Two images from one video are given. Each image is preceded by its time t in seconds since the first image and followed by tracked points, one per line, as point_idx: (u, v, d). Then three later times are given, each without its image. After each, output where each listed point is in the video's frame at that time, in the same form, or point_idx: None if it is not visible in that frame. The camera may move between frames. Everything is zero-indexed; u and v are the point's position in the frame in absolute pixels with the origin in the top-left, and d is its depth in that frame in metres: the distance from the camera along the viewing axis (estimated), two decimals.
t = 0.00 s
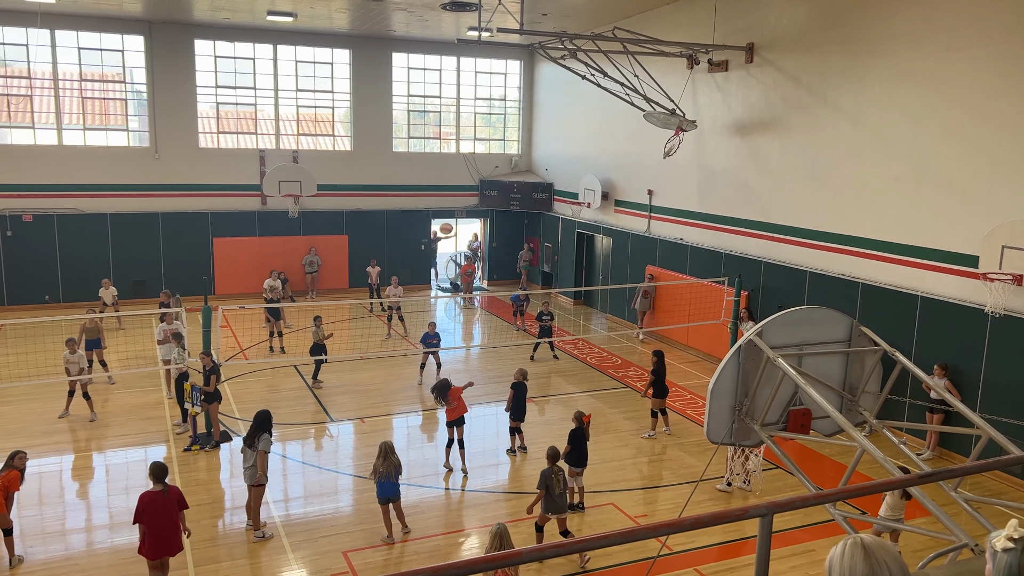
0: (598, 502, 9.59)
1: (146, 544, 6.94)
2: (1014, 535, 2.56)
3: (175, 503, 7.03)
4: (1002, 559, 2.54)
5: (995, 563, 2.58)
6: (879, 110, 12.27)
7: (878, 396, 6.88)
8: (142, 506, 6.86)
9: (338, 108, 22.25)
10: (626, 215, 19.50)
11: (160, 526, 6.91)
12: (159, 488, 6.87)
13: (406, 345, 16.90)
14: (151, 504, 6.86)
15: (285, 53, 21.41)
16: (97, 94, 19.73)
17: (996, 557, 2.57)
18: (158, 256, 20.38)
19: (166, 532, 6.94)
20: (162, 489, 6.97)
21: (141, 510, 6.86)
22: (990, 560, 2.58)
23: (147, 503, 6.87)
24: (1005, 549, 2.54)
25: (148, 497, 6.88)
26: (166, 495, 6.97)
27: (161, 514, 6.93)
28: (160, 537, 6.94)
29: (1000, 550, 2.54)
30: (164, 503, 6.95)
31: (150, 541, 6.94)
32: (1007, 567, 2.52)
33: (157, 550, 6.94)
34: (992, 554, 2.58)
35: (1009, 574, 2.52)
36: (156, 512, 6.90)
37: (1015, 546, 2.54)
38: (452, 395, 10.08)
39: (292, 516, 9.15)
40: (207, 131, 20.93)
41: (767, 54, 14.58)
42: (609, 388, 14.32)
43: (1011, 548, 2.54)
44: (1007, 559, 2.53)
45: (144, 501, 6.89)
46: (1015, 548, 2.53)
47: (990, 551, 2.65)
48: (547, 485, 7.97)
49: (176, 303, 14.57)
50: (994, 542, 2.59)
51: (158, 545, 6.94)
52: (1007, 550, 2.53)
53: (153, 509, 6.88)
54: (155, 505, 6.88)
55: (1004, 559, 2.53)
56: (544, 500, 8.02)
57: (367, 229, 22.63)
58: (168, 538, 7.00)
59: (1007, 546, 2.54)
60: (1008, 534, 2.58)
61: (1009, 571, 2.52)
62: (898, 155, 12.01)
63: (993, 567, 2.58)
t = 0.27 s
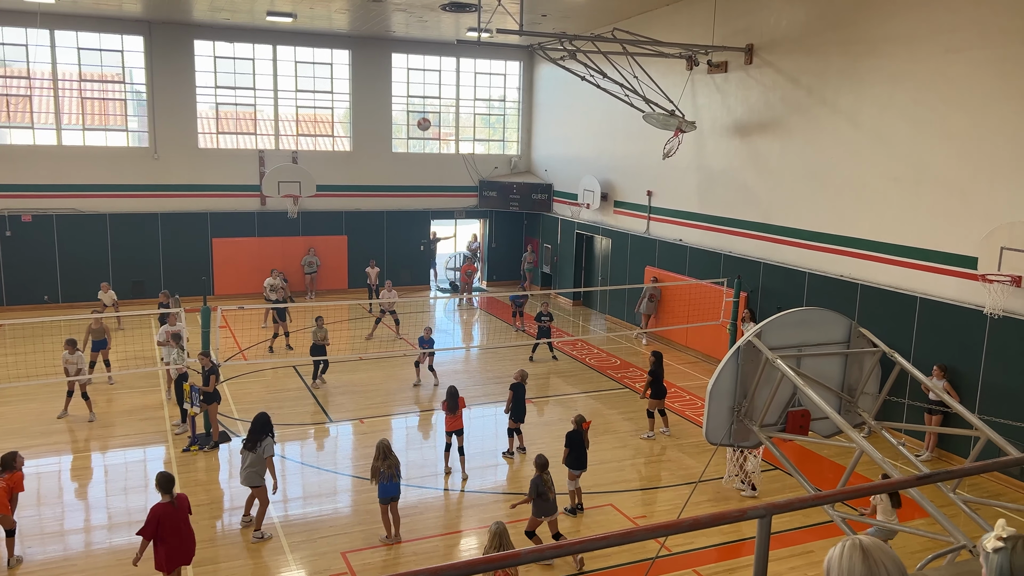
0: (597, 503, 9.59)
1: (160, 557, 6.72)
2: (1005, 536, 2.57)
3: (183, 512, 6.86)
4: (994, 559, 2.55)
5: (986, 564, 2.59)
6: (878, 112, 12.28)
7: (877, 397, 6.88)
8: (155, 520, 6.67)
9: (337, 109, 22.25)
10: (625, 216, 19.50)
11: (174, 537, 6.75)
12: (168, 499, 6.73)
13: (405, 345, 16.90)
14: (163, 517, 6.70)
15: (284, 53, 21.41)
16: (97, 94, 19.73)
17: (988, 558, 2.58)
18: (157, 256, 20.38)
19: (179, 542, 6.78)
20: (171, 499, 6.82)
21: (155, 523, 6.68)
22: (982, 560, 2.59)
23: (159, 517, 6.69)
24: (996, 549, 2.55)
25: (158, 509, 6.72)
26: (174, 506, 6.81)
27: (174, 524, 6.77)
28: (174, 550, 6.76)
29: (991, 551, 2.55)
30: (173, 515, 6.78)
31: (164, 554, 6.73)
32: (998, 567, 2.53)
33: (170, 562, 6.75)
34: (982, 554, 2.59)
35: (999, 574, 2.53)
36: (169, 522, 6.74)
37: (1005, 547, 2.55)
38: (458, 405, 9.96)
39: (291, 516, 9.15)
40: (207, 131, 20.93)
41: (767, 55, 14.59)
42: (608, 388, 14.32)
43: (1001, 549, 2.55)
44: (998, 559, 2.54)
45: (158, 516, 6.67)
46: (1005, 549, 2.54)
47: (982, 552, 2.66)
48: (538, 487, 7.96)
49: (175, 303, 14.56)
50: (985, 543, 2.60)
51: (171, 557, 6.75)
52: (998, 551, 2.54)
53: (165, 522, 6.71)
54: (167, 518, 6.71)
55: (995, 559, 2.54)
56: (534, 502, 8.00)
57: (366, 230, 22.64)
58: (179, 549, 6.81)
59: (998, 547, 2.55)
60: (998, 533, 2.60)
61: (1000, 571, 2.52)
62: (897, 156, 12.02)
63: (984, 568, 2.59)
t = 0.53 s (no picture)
0: (596, 504, 9.59)
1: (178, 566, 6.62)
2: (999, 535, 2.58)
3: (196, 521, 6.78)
4: (988, 560, 2.56)
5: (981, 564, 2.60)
6: (878, 113, 12.29)
7: (876, 398, 6.89)
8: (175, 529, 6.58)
9: (337, 109, 22.24)
10: (625, 217, 19.51)
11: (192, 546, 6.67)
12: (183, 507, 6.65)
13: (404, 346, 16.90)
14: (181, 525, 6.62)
15: (284, 53, 21.41)
16: (96, 95, 19.72)
17: (982, 558, 2.59)
18: (156, 256, 20.37)
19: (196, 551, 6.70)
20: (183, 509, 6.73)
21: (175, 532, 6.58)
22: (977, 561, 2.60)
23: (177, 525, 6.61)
24: (990, 549, 2.56)
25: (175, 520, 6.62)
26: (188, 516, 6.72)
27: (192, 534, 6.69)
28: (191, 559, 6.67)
29: (985, 551, 2.56)
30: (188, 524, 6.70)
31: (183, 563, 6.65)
32: (993, 567, 2.54)
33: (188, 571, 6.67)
34: (978, 555, 2.60)
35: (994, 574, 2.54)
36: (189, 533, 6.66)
37: (1001, 547, 2.56)
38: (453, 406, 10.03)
39: (290, 517, 9.14)
40: (206, 131, 20.92)
41: (766, 56, 14.60)
42: (608, 389, 14.33)
43: (996, 549, 2.56)
44: (992, 559, 2.55)
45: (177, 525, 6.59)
46: (1000, 548, 2.55)
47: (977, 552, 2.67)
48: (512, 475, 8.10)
49: (173, 303, 14.55)
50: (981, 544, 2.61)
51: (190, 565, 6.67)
52: (993, 552, 2.56)
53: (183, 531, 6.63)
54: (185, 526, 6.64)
55: (989, 559, 2.55)
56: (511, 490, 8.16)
57: (365, 230, 22.63)
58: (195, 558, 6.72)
59: (993, 547, 2.57)
60: (993, 534, 2.61)
61: (995, 571, 2.54)
62: (896, 157, 12.03)
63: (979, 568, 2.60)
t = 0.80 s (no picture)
0: (595, 504, 9.59)
1: None
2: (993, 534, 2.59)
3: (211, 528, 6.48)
4: (983, 559, 2.56)
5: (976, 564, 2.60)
6: (877, 113, 12.29)
7: (876, 399, 6.88)
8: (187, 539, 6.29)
9: (337, 109, 22.24)
10: (624, 217, 19.51)
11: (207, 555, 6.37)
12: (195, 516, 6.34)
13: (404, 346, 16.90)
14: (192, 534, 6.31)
15: (284, 53, 21.41)
16: (96, 94, 19.71)
17: (977, 557, 2.59)
18: (155, 256, 20.35)
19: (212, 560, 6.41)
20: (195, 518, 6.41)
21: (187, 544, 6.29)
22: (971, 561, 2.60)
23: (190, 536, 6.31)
24: (984, 548, 2.57)
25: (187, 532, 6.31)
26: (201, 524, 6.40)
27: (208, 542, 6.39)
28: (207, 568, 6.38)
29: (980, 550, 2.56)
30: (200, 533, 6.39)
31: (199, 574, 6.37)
32: (987, 566, 2.54)
33: None
34: (973, 555, 2.60)
35: (988, 573, 2.54)
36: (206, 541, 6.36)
37: (996, 547, 2.56)
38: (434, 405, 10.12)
39: (289, 517, 9.14)
40: (206, 131, 20.92)
41: (765, 57, 14.61)
42: (607, 389, 14.33)
43: (990, 548, 2.56)
44: (986, 559, 2.55)
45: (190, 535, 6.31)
46: (994, 548, 2.55)
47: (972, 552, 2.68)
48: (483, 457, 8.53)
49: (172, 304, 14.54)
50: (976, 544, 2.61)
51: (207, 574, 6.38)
52: (988, 551, 2.56)
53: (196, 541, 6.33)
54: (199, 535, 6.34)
55: (983, 558, 2.55)
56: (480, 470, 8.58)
57: (365, 230, 22.63)
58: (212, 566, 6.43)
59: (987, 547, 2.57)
60: (988, 534, 2.61)
61: (989, 570, 2.54)
62: (895, 158, 12.03)
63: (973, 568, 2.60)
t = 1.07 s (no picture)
0: (594, 503, 9.60)
1: None
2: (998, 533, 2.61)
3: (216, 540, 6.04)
4: (987, 558, 2.59)
5: (979, 563, 2.62)
6: (876, 114, 12.30)
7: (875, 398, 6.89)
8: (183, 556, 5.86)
9: (336, 108, 22.23)
10: (623, 217, 19.52)
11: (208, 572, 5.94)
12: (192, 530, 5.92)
13: (402, 346, 16.89)
14: (189, 552, 5.87)
15: (283, 53, 21.40)
16: (95, 93, 19.69)
17: (980, 556, 2.61)
18: (155, 256, 20.34)
19: None
20: (192, 531, 5.99)
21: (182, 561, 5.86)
22: (975, 560, 2.62)
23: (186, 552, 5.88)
24: (989, 547, 2.59)
25: (183, 548, 5.87)
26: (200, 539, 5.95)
27: (209, 556, 5.96)
28: None
29: (984, 549, 2.58)
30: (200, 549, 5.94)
31: None
32: (991, 565, 2.57)
33: None
34: (976, 553, 2.62)
35: (992, 572, 2.57)
36: (207, 555, 5.94)
37: (1000, 545, 2.59)
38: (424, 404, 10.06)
39: (289, 516, 9.13)
40: (205, 130, 20.91)
41: (765, 57, 14.62)
42: (606, 389, 14.34)
43: (995, 547, 2.58)
44: (990, 557, 2.57)
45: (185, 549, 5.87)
46: (999, 546, 2.57)
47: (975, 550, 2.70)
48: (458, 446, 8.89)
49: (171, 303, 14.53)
50: (979, 542, 2.64)
51: None
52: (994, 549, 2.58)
53: (192, 558, 5.88)
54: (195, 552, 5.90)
55: (988, 557, 2.58)
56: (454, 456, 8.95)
57: (364, 230, 22.62)
58: None
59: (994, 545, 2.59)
60: (992, 533, 2.64)
61: (993, 570, 2.56)
62: (895, 158, 12.03)
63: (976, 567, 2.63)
